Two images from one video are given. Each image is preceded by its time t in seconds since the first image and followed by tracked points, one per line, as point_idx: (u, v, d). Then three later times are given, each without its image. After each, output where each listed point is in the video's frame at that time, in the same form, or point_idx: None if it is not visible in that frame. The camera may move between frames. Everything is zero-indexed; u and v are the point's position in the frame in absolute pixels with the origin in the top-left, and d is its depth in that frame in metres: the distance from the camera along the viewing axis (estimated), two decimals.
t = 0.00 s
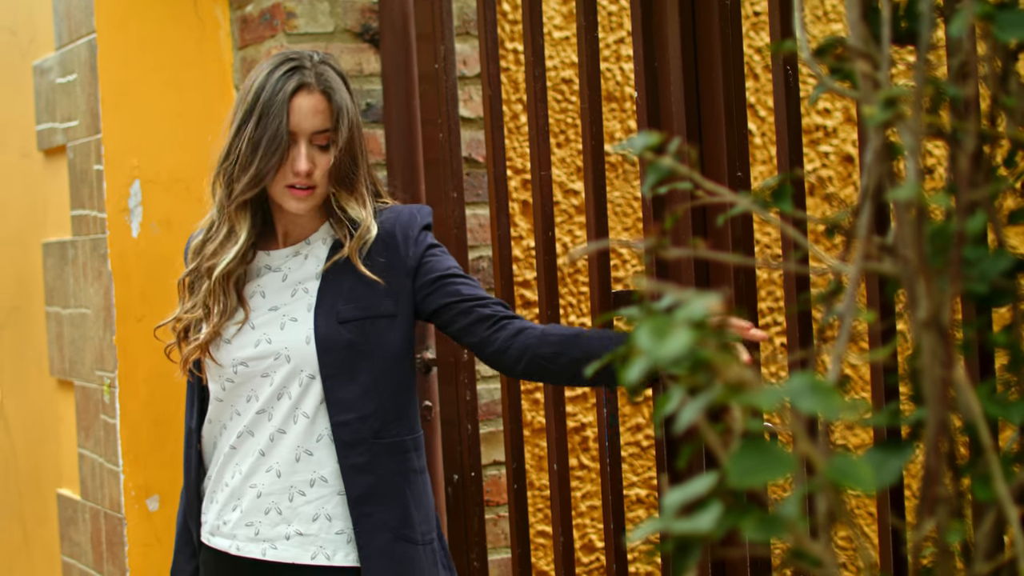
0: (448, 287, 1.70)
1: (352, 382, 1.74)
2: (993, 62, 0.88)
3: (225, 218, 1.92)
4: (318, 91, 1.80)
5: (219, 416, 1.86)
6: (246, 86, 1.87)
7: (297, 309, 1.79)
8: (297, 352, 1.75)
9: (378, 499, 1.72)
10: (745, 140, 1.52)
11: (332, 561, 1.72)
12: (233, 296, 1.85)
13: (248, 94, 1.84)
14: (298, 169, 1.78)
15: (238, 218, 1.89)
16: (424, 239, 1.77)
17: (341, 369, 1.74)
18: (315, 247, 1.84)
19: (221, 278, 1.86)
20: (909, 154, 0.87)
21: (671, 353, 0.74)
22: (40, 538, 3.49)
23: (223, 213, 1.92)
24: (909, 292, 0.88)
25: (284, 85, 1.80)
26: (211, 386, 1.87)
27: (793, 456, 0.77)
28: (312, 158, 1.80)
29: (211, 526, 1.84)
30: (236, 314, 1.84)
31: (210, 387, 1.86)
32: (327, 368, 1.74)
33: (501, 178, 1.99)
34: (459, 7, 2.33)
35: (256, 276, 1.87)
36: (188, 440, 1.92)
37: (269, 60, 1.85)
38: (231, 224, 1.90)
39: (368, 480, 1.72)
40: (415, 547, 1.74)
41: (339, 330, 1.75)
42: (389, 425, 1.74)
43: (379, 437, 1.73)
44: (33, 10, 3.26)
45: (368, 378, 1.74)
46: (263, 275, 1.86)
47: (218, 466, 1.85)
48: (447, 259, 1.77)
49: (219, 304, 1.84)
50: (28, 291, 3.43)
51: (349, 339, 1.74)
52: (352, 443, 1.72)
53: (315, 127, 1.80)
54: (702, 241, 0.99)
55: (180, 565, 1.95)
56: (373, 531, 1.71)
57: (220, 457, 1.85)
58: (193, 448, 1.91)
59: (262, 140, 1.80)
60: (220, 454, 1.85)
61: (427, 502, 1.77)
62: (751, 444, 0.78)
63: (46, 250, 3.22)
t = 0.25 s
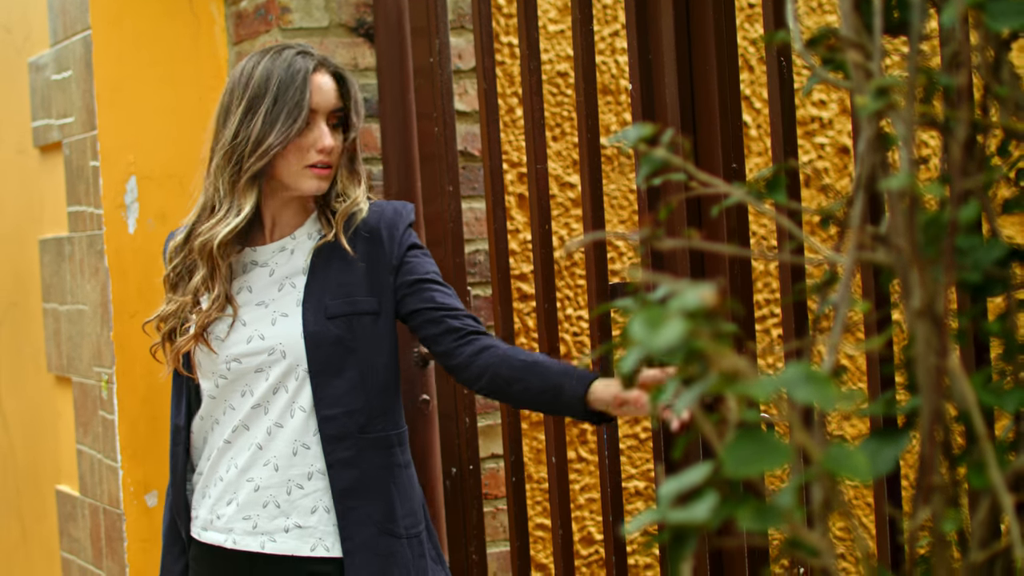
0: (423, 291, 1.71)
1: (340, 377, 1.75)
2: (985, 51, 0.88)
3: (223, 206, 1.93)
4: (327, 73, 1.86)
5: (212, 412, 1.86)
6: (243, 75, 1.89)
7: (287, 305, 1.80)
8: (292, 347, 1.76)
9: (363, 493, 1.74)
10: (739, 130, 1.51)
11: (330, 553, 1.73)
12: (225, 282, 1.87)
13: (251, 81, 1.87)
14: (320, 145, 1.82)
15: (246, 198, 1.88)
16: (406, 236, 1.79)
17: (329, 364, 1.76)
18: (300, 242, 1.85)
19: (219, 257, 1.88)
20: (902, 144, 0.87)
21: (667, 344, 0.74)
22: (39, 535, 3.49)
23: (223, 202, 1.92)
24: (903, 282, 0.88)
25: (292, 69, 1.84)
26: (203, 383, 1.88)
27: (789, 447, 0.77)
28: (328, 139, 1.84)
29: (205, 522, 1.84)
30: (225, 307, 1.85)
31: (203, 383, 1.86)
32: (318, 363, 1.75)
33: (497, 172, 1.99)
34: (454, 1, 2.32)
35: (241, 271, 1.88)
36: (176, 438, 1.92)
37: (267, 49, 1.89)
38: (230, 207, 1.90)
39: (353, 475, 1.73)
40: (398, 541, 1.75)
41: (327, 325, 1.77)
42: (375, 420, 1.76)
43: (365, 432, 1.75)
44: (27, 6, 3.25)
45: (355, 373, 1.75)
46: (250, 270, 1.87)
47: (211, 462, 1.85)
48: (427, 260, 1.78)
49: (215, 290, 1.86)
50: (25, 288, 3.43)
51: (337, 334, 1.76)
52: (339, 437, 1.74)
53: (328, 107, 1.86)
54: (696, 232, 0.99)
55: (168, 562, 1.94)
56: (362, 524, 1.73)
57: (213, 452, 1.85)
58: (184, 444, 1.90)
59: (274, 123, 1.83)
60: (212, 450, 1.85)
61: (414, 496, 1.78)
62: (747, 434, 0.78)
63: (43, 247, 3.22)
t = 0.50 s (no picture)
0: (405, 301, 1.81)
1: (340, 372, 1.80)
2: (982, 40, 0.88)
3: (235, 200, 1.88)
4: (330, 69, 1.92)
5: (213, 407, 1.86)
6: (242, 70, 1.89)
7: (290, 301, 1.83)
8: (299, 342, 1.80)
9: (354, 487, 1.80)
10: (739, 122, 1.47)
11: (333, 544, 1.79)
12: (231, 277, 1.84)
13: (254, 74, 1.87)
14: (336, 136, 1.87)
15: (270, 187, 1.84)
16: (399, 238, 1.86)
17: (330, 359, 1.80)
18: (298, 238, 1.88)
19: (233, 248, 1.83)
20: (899, 133, 0.88)
21: (665, 332, 0.74)
22: (43, 530, 3.51)
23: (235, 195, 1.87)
24: (901, 271, 0.88)
25: (299, 62, 1.87)
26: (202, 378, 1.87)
27: (787, 436, 0.78)
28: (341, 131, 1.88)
29: (204, 516, 1.84)
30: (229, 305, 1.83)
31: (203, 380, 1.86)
32: (320, 359, 1.80)
33: (498, 165, 1.99)
34: None
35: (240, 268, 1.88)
36: (175, 436, 1.89)
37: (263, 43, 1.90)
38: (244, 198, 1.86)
39: (344, 469, 1.79)
40: (389, 535, 1.82)
41: (327, 321, 1.81)
42: (370, 415, 1.82)
43: (360, 427, 1.81)
44: (28, 3, 3.26)
45: (353, 368, 1.81)
46: (250, 267, 1.87)
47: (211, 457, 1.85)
48: (416, 263, 1.87)
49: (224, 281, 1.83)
50: (28, 284, 3.43)
51: (337, 330, 1.81)
52: (337, 432, 1.79)
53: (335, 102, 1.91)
54: (694, 223, 1.00)
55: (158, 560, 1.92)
56: (358, 518, 1.79)
57: (213, 447, 1.86)
58: (180, 440, 1.89)
59: (289, 114, 1.85)
60: (213, 445, 1.86)
61: (405, 490, 1.85)
62: (745, 422, 0.78)
63: (45, 243, 3.23)
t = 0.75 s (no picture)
0: (388, 302, 1.90)
1: (340, 360, 1.84)
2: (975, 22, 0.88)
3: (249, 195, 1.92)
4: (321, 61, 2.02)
5: (209, 397, 1.87)
6: (239, 66, 1.96)
7: (291, 291, 1.86)
8: (301, 331, 1.83)
9: (352, 475, 1.84)
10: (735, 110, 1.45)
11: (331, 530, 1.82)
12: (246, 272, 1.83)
13: (252, 69, 1.94)
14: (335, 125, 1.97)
15: (293, 182, 1.92)
16: (388, 234, 1.95)
17: (331, 349, 1.84)
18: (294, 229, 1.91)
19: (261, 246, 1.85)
20: (893, 116, 0.88)
21: (658, 317, 0.74)
22: (42, 523, 3.52)
23: (250, 190, 1.91)
24: (896, 253, 0.88)
25: (294, 57, 1.96)
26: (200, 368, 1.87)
27: (781, 420, 0.77)
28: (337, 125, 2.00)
29: (202, 507, 1.85)
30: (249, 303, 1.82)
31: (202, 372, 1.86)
32: (319, 348, 1.83)
33: (494, 154, 1.99)
34: None
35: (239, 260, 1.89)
36: (171, 426, 1.89)
37: (255, 39, 1.97)
38: (263, 192, 1.91)
39: (343, 457, 1.83)
40: (378, 522, 1.86)
41: (326, 310, 1.85)
42: (365, 404, 1.86)
43: (356, 416, 1.85)
44: None
45: (351, 358, 1.85)
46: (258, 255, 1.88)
47: (208, 446, 1.86)
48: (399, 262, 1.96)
49: (245, 274, 1.83)
50: (26, 278, 3.44)
51: (338, 319, 1.85)
52: (335, 420, 1.83)
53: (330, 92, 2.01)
54: (689, 208, 1.00)
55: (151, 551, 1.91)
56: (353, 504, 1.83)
57: (210, 437, 1.86)
58: (177, 431, 1.89)
59: (293, 106, 1.93)
60: (210, 434, 1.86)
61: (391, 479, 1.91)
62: (739, 406, 0.77)
63: (43, 237, 3.23)
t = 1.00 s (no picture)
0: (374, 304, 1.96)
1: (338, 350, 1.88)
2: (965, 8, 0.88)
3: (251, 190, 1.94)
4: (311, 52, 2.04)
5: (205, 388, 1.88)
6: (232, 59, 1.97)
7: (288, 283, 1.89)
8: (299, 321, 1.87)
9: (349, 463, 1.88)
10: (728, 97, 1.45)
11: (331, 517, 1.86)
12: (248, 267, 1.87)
13: (246, 62, 1.96)
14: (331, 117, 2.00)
15: (294, 178, 1.97)
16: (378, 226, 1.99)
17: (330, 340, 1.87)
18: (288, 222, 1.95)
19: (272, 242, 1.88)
20: (884, 102, 0.88)
21: (649, 304, 0.72)
22: (40, 517, 3.52)
23: (253, 184, 1.94)
24: (888, 240, 0.88)
25: (287, 49, 1.98)
26: (196, 359, 1.89)
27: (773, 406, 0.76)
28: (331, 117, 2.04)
29: (197, 499, 1.86)
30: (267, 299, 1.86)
31: (195, 362, 1.88)
32: (320, 339, 1.87)
33: (489, 145, 1.98)
34: None
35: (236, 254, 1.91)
36: (166, 418, 1.90)
37: (246, 32, 1.99)
38: (266, 185, 1.93)
39: (342, 446, 1.87)
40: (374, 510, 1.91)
41: (325, 301, 1.89)
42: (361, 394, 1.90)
43: (353, 406, 1.89)
44: None
45: (348, 349, 1.89)
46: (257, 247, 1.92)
47: (203, 437, 1.88)
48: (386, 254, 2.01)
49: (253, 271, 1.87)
50: (22, 272, 3.44)
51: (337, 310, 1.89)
52: (334, 410, 1.87)
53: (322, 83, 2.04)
54: (682, 196, 1.00)
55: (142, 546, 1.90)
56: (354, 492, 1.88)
57: (205, 428, 1.88)
58: (171, 423, 1.89)
59: (288, 99, 1.96)
60: (205, 426, 1.88)
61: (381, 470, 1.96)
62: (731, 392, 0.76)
63: (38, 230, 3.23)
